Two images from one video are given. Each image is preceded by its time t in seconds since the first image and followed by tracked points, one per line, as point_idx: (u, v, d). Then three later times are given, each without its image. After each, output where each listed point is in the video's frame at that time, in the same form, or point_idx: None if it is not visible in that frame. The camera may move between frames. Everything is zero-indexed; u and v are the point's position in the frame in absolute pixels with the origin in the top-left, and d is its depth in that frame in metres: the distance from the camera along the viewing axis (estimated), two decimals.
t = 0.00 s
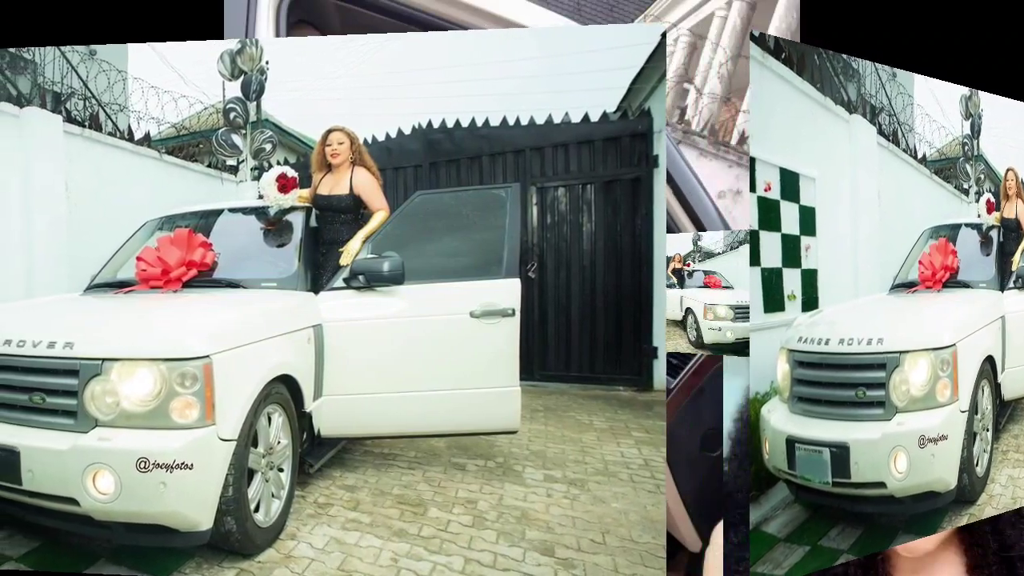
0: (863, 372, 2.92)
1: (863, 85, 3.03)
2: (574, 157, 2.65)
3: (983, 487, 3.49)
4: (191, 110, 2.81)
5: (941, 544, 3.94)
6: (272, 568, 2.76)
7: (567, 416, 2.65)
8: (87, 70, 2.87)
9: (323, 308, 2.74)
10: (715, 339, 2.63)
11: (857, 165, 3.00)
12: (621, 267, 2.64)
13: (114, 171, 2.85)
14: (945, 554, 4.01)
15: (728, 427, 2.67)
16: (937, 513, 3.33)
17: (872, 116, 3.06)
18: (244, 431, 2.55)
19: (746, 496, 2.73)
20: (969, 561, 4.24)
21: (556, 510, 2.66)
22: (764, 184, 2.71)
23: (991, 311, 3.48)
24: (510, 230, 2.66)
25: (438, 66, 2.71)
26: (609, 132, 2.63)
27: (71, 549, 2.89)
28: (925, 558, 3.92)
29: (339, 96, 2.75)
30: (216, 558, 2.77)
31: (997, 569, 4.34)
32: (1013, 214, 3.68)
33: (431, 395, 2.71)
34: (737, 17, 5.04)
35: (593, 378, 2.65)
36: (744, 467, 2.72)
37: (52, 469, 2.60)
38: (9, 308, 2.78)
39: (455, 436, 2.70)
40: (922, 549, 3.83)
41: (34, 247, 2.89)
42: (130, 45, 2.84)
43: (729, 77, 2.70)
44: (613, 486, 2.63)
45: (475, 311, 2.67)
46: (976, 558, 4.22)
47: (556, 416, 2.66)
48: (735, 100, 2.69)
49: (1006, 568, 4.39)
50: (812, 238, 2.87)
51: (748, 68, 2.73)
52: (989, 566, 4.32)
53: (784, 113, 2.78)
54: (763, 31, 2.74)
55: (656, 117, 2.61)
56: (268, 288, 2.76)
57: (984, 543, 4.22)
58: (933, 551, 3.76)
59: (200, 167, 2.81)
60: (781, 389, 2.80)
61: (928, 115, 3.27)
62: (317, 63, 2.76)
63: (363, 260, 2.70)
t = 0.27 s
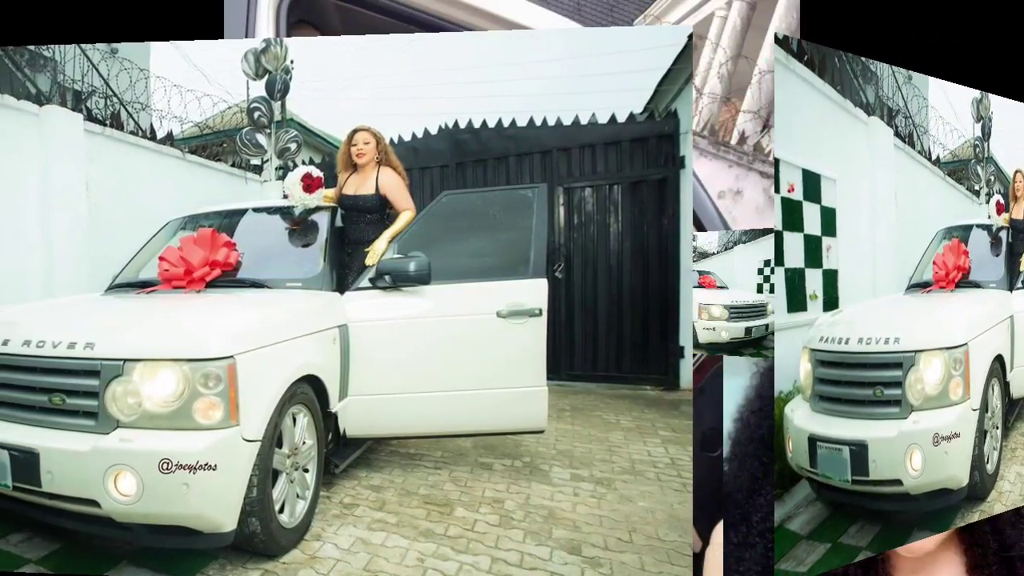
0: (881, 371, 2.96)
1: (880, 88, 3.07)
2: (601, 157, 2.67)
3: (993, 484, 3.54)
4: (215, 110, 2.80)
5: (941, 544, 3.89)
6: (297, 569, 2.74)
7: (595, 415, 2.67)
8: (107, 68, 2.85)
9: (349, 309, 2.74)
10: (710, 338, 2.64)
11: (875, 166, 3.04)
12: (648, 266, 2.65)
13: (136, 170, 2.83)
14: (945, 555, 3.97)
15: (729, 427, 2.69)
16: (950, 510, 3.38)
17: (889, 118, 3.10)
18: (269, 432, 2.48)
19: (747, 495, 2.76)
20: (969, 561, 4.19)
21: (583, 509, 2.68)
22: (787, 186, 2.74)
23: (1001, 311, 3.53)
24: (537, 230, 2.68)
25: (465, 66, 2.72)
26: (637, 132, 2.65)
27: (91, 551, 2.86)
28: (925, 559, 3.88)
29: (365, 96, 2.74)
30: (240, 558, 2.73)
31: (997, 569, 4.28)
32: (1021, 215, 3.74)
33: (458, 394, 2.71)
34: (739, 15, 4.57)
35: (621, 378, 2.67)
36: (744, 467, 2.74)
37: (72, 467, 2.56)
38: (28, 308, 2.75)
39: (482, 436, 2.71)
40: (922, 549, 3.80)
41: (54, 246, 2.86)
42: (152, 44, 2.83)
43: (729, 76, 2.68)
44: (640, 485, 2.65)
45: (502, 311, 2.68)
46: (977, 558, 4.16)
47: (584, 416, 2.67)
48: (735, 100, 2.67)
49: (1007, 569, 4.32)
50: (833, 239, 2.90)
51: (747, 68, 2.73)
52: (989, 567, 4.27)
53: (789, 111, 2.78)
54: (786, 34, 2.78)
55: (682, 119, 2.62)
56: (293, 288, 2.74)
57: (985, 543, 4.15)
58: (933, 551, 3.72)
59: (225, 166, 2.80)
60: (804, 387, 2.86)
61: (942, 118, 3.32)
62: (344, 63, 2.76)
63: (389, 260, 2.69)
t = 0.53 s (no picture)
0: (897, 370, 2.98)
1: (897, 90, 3.11)
2: (627, 158, 2.69)
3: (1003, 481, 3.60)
4: (239, 109, 2.78)
5: (940, 543, 3.83)
6: (322, 570, 2.68)
7: (622, 415, 2.69)
8: (129, 66, 2.83)
9: (375, 309, 2.74)
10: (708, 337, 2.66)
11: (892, 167, 3.09)
12: (673, 266, 2.68)
13: (158, 169, 2.80)
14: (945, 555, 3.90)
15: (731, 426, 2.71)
16: (963, 506, 3.43)
17: (905, 120, 3.15)
18: (296, 431, 2.46)
19: (746, 495, 2.78)
20: (968, 561, 4.07)
21: (609, 508, 2.70)
22: (810, 187, 2.79)
23: (1010, 311, 3.55)
24: (564, 230, 2.69)
25: (491, 67, 2.72)
26: (663, 133, 2.67)
27: (112, 554, 2.82)
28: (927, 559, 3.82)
29: (391, 96, 2.74)
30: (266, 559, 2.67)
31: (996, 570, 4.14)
32: None
33: (484, 394, 2.72)
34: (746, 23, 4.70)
35: (647, 377, 2.70)
36: (743, 467, 2.78)
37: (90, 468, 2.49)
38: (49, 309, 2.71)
39: (509, 435, 2.73)
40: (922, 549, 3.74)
41: (73, 246, 2.83)
42: (175, 42, 2.81)
43: (729, 77, 2.71)
44: (666, 483, 2.67)
45: (529, 311, 2.68)
46: (976, 558, 4.05)
47: (610, 415, 2.70)
48: (735, 100, 2.71)
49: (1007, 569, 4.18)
50: (853, 239, 2.94)
51: (747, 68, 2.74)
52: (988, 567, 4.15)
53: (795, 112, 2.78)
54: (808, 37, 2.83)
55: (708, 120, 2.65)
56: (318, 288, 2.75)
57: (984, 544, 4.05)
58: (933, 551, 3.66)
59: (249, 165, 2.80)
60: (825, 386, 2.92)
61: (954, 120, 3.37)
62: (369, 63, 2.75)
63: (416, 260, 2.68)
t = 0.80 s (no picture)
0: (913, 369, 2.97)
1: (912, 93, 3.15)
2: (653, 159, 2.71)
3: (1012, 478, 3.65)
4: (264, 108, 2.78)
5: (941, 543, 3.68)
6: (348, 570, 2.61)
7: (647, 414, 2.73)
8: (152, 65, 2.81)
9: (400, 309, 2.75)
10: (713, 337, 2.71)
11: (908, 169, 3.12)
12: (699, 267, 2.70)
13: (180, 168, 2.78)
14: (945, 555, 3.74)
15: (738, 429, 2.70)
16: (973, 503, 3.48)
17: (921, 123, 3.19)
18: (319, 431, 2.43)
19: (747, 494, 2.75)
20: (968, 561, 3.91)
21: (635, 507, 2.71)
22: (832, 188, 2.85)
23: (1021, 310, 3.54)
24: (590, 230, 2.70)
25: (517, 68, 2.73)
26: (688, 135, 2.69)
27: (135, 555, 2.80)
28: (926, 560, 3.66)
29: (416, 96, 2.74)
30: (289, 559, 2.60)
31: (996, 571, 3.99)
32: None
33: (510, 394, 2.73)
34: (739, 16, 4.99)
35: (673, 377, 2.73)
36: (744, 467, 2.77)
37: (110, 469, 2.41)
38: (70, 309, 2.68)
39: (534, 436, 2.77)
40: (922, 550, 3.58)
41: (94, 246, 2.80)
42: (199, 41, 2.80)
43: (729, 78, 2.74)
44: (692, 482, 2.69)
45: (555, 311, 2.69)
46: (976, 559, 3.90)
47: (636, 414, 2.74)
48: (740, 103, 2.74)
49: (1007, 570, 4.04)
50: (872, 240, 2.98)
51: (748, 69, 2.78)
52: (988, 567, 3.99)
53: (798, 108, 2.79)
54: (830, 39, 2.87)
55: (734, 121, 2.67)
56: (344, 288, 2.74)
57: (984, 544, 3.89)
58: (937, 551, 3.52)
59: (274, 165, 2.80)
60: (846, 385, 2.99)
61: (967, 122, 3.42)
62: (395, 63, 2.75)
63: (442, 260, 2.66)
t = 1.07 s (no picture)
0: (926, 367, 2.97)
1: (928, 96, 3.20)
2: (679, 160, 2.72)
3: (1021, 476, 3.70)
4: (288, 107, 2.77)
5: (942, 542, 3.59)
6: (374, 570, 2.60)
7: (673, 413, 2.76)
8: (175, 63, 2.80)
9: (426, 309, 2.76)
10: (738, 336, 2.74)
11: (925, 171, 3.16)
12: (722, 267, 2.74)
13: (204, 167, 2.78)
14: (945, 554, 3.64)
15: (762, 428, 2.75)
16: (984, 500, 3.54)
17: (935, 125, 3.23)
18: (347, 433, 2.45)
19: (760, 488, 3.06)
20: (969, 561, 3.87)
21: (661, 505, 2.72)
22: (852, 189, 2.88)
23: None
24: (616, 231, 2.72)
25: (544, 68, 2.74)
26: (714, 136, 2.72)
27: (159, 557, 2.79)
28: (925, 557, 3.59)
29: (442, 95, 2.74)
30: (314, 560, 2.58)
31: (996, 571, 3.96)
32: None
33: (537, 394, 2.74)
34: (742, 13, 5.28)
35: (697, 376, 2.75)
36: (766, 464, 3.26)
37: (133, 471, 2.38)
38: (94, 309, 2.66)
39: (565, 436, 2.78)
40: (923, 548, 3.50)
41: (116, 245, 2.78)
42: (223, 40, 2.79)
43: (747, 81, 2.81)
44: (718, 481, 2.73)
45: (581, 311, 2.70)
46: (976, 558, 3.86)
47: (662, 413, 2.76)
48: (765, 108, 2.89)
49: (1007, 570, 4.01)
50: (890, 241, 3.02)
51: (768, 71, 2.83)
52: (988, 567, 3.97)
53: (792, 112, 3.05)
54: (851, 42, 2.90)
55: (759, 123, 2.70)
56: (369, 288, 2.75)
57: (984, 544, 3.87)
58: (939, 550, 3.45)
59: (298, 164, 2.80)
60: (866, 383, 3.04)
61: (978, 125, 3.47)
62: (422, 63, 2.75)
63: (469, 260, 2.66)
